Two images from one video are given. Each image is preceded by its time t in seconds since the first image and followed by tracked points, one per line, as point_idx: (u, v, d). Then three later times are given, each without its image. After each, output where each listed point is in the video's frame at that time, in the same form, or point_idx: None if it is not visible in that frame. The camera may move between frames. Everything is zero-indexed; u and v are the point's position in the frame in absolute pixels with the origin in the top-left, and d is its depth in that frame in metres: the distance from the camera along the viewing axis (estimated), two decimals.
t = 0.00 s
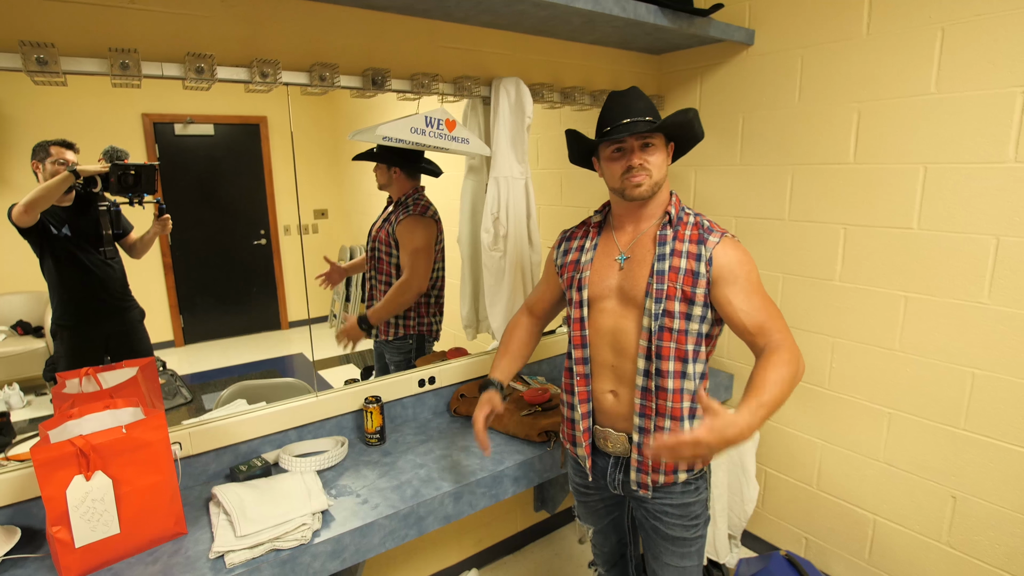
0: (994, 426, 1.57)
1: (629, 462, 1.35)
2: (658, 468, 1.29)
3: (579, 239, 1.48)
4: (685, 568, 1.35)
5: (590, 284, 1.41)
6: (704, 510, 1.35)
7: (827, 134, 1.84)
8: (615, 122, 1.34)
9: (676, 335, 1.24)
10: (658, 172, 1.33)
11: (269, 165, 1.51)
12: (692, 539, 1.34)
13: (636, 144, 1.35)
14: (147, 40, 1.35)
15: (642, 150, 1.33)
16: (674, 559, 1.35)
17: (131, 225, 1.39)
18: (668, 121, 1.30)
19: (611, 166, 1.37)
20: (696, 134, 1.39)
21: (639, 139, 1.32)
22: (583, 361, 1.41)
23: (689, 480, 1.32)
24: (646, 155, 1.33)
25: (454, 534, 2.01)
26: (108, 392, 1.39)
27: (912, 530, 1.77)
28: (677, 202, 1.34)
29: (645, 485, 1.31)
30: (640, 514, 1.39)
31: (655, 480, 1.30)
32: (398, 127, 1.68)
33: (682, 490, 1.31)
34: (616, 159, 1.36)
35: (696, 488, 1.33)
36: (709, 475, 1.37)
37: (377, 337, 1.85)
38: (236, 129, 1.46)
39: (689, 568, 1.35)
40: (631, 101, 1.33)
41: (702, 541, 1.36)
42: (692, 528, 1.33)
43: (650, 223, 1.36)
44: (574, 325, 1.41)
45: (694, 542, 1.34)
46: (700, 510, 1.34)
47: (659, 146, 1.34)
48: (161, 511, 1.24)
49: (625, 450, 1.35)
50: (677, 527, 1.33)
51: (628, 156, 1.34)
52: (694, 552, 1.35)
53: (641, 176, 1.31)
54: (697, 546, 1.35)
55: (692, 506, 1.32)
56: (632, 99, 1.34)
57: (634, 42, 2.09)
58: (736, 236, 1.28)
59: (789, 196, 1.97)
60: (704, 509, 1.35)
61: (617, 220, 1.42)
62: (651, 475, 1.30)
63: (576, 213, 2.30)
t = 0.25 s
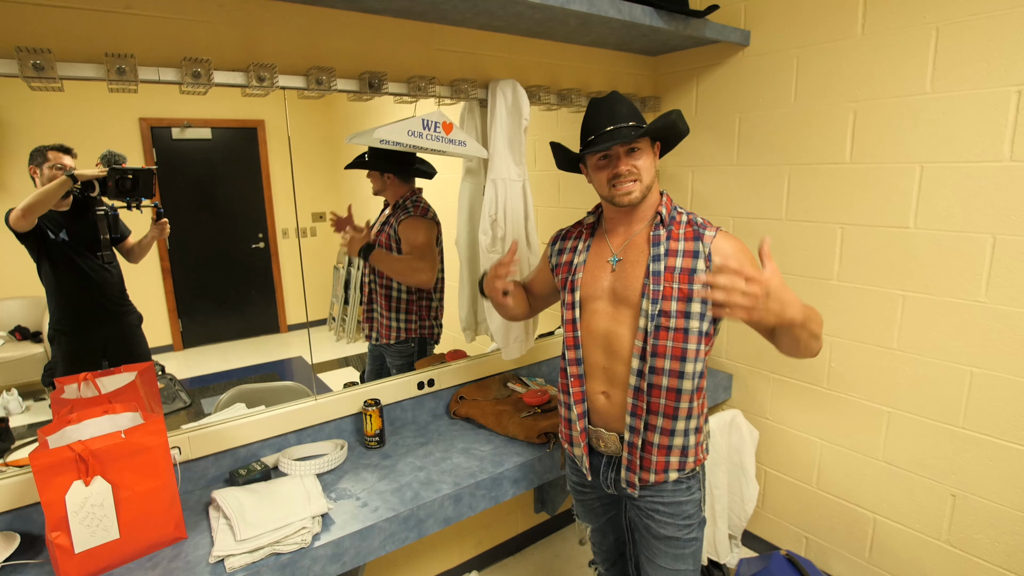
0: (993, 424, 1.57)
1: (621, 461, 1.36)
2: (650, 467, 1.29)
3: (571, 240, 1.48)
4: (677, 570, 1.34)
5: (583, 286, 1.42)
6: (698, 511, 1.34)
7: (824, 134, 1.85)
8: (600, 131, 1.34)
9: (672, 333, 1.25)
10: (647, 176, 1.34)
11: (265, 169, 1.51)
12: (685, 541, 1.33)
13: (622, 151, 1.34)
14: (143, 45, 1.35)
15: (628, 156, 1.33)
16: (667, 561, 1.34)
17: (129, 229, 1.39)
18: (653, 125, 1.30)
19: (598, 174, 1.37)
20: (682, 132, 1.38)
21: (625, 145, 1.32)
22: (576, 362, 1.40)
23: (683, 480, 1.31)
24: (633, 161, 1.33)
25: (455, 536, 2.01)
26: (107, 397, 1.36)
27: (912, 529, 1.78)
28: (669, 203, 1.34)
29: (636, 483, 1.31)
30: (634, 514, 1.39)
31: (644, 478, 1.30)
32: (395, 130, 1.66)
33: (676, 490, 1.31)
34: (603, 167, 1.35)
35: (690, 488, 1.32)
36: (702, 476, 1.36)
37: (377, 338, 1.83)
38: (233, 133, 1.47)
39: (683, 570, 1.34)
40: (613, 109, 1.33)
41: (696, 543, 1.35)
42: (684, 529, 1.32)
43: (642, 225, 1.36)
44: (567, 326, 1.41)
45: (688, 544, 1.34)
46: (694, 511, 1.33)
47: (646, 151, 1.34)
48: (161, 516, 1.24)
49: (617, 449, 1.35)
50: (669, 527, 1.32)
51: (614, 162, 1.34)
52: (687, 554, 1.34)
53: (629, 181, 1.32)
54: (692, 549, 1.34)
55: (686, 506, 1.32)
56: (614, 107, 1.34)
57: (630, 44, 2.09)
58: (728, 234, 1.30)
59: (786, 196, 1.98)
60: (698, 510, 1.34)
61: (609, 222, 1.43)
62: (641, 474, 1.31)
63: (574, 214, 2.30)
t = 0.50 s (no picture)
0: (998, 426, 1.57)
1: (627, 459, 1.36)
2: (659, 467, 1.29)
3: (576, 240, 1.48)
4: (682, 569, 1.33)
5: (588, 286, 1.41)
6: (702, 510, 1.34)
7: (828, 134, 1.84)
8: (607, 133, 1.33)
9: (678, 334, 1.25)
10: (652, 179, 1.34)
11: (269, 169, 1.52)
12: (690, 539, 1.32)
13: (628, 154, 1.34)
14: (147, 45, 1.35)
15: (636, 160, 1.33)
16: (671, 559, 1.34)
17: (133, 228, 1.40)
18: (659, 129, 1.29)
19: (604, 176, 1.37)
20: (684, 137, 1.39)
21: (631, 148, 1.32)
22: (580, 361, 1.41)
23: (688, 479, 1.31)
24: (639, 164, 1.33)
25: (458, 536, 2.01)
26: (111, 396, 1.38)
27: (916, 530, 1.77)
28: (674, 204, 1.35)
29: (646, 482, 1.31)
30: (638, 512, 1.39)
31: (652, 477, 1.30)
32: (399, 130, 1.64)
33: (680, 489, 1.31)
34: (609, 170, 1.35)
35: (694, 486, 1.32)
36: (707, 475, 1.36)
37: (380, 339, 1.84)
38: (235, 132, 1.47)
39: (687, 569, 1.33)
40: (620, 112, 1.33)
41: (701, 541, 1.35)
42: (689, 528, 1.32)
43: (647, 226, 1.37)
44: (571, 326, 1.41)
45: (693, 542, 1.33)
46: (699, 510, 1.33)
47: (652, 154, 1.34)
48: (165, 515, 1.24)
49: (623, 447, 1.36)
50: (673, 525, 1.32)
51: (620, 166, 1.33)
52: (693, 553, 1.33)
53: (636, 185, 1.32)
54: (696, 548, 1.34)
55: (690, 503, 1.31)
56: (620, 109, 1.33)
57: (634, 43, 2.09)
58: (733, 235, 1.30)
59: (790, 196, 1.97)
60: (702, 508, 1.34)
61: (614, 223, 1.43)
62: (649, 474, 1.31)
63: (577, 214, 2.30)
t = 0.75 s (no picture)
0: (1006, 429, 1.56)
1: (632, 459, 1.35)
2: (663, 470, 1.28)
3: (580, 241, 1.48)
4: (686, 568, 1.33)
5: (592, 286, 1.41)
6: (707, 509, 1.33)
7: (836, 134, 1.83)
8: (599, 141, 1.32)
9: (680, 335, 1.24)
10: (642, 188, 1.30)
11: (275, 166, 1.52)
12: (694, 538, 1.32)
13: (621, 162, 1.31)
14: (155, 42, 1.35)
15: (623, 168, 1.29)
16: (676, 559, 1.33)
17: (139, 225, 1.40)
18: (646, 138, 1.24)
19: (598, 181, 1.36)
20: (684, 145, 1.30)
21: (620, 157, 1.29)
22: (585, 361, 1.41)
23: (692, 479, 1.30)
24: (629, 172, 1.29)
25: (461, 535, 2.01)
26: (116, 392, 1.38)
27: (922, 533, 1.76)
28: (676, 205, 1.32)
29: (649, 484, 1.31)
30: (641, 512, 1.38)
31: (655, 479, 1.30)
32: (406, 128, 1.65)
33: (684, 489, 1.30)
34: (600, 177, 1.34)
35: (699, 486, 1.31)
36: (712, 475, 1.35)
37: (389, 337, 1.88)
38: (241, 130, 1.47)
39: (692, 568, 1.33)
40: (612, 119, 1.30)
41: (705, 540, 1.34)
42: (694, 527, 1.31)
43: (651, 226, 1.35)
44: (576, 326, 1.42)
45: (697, 541, 1.32)
46: (703, 509, 1.32)
47: (644, 162, 1.28)
48: (171, 511, 1.24)
49: (626, 446, 1.35)
50: (677, 524, 1.31)
51: (608, 174, 1.31)
52: (697, 553, 1.33)
53: (622, 194, 1.30)
54: (700, 547, 1.33)
55: (694, 502, 1.31)
56: (614, 115, 1.30)
57: (641, 43, 2.08)
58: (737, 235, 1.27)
59: (798, 196, 1.96)
60: (707, 507, 1.33)
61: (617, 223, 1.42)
62: (652, 475, 1.30)
63: (582, 214, 2.30)
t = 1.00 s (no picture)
0: (1008, 428, 1.55)
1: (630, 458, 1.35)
2: (660, 471, 1.28)
3: (582, 241, 1.48)
4: (682, 569, 1.32)
5: (592, 288, 1.40)
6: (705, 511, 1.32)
7: (839, 132, 1.83)
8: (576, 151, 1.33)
9: (675, 340, 1.23)
10: (621, 199, 1.29)
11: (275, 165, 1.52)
12: (691, 539, 1.31)
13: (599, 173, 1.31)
14: (156, 39, 1.35)
15: (601, 178, 1.29)
16: (672, 558, 1.33)
17: (140, 224, 1.40)
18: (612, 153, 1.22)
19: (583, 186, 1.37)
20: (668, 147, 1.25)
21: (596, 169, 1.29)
22: (586, 363, 1.41)
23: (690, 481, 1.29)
24: (606, 183, 1.29)
25: (462, 533, 2.01)
26: (118, 390, 1.38)
27: (923, 532, 1.76)
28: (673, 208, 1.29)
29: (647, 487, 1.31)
30: (640, 512, 1.38)
31: (653, 481, 1.29)
32: (407, 126, 1.64)
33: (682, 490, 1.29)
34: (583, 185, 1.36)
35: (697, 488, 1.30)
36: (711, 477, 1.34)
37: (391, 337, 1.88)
38: (242, 129, 1.47)
39: (688, 569, 1.32)
40: (586, 131, 1.29)
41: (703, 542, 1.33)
42: (692, 528, 1.30)
43: (648, 229, 1.33)
44: (576, 328, 1.41)
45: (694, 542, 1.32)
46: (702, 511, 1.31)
47: (619, 174, 1.27)
48: (172, 509, 1.24)
49: (625, 445, 1.35)
50: (674, 524, 1.30)
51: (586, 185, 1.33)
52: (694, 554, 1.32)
53: (601, 203, 1.31)
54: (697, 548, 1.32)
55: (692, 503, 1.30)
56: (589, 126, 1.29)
57: (643, 40, 2.08)
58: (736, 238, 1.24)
59: (800, 194, 1.96)
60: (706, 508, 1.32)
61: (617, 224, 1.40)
62: (650, 478, 1.30)
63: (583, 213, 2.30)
